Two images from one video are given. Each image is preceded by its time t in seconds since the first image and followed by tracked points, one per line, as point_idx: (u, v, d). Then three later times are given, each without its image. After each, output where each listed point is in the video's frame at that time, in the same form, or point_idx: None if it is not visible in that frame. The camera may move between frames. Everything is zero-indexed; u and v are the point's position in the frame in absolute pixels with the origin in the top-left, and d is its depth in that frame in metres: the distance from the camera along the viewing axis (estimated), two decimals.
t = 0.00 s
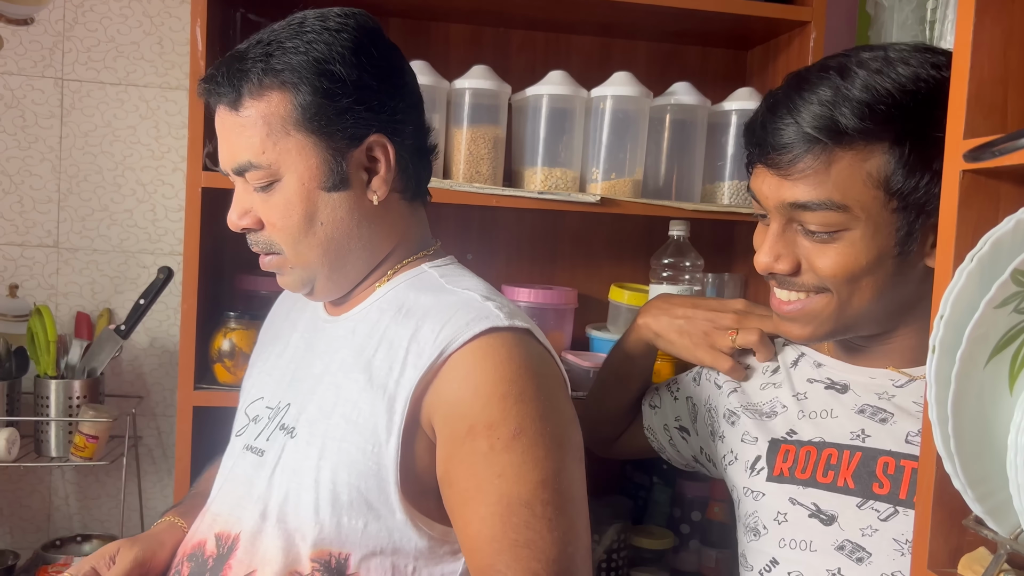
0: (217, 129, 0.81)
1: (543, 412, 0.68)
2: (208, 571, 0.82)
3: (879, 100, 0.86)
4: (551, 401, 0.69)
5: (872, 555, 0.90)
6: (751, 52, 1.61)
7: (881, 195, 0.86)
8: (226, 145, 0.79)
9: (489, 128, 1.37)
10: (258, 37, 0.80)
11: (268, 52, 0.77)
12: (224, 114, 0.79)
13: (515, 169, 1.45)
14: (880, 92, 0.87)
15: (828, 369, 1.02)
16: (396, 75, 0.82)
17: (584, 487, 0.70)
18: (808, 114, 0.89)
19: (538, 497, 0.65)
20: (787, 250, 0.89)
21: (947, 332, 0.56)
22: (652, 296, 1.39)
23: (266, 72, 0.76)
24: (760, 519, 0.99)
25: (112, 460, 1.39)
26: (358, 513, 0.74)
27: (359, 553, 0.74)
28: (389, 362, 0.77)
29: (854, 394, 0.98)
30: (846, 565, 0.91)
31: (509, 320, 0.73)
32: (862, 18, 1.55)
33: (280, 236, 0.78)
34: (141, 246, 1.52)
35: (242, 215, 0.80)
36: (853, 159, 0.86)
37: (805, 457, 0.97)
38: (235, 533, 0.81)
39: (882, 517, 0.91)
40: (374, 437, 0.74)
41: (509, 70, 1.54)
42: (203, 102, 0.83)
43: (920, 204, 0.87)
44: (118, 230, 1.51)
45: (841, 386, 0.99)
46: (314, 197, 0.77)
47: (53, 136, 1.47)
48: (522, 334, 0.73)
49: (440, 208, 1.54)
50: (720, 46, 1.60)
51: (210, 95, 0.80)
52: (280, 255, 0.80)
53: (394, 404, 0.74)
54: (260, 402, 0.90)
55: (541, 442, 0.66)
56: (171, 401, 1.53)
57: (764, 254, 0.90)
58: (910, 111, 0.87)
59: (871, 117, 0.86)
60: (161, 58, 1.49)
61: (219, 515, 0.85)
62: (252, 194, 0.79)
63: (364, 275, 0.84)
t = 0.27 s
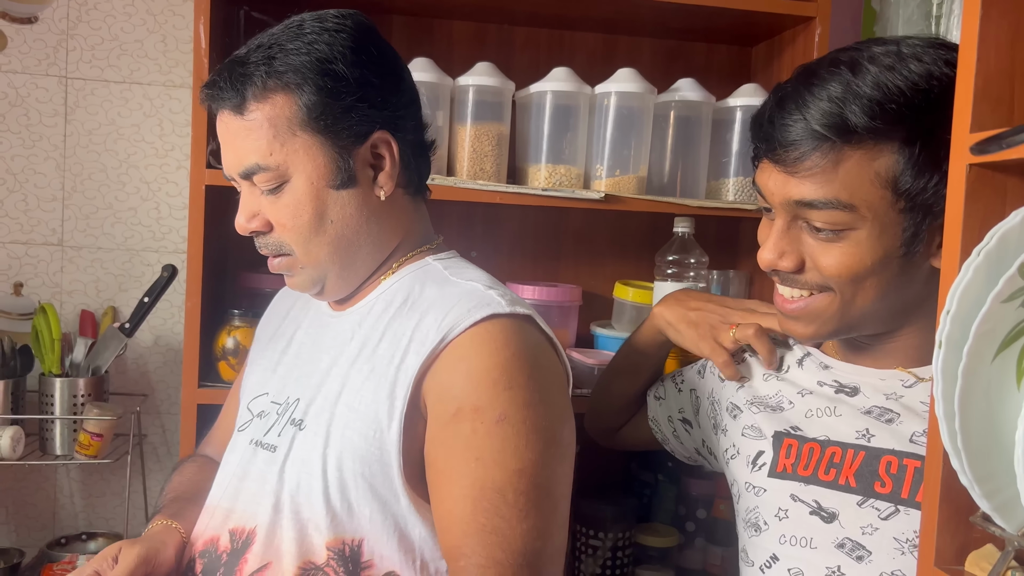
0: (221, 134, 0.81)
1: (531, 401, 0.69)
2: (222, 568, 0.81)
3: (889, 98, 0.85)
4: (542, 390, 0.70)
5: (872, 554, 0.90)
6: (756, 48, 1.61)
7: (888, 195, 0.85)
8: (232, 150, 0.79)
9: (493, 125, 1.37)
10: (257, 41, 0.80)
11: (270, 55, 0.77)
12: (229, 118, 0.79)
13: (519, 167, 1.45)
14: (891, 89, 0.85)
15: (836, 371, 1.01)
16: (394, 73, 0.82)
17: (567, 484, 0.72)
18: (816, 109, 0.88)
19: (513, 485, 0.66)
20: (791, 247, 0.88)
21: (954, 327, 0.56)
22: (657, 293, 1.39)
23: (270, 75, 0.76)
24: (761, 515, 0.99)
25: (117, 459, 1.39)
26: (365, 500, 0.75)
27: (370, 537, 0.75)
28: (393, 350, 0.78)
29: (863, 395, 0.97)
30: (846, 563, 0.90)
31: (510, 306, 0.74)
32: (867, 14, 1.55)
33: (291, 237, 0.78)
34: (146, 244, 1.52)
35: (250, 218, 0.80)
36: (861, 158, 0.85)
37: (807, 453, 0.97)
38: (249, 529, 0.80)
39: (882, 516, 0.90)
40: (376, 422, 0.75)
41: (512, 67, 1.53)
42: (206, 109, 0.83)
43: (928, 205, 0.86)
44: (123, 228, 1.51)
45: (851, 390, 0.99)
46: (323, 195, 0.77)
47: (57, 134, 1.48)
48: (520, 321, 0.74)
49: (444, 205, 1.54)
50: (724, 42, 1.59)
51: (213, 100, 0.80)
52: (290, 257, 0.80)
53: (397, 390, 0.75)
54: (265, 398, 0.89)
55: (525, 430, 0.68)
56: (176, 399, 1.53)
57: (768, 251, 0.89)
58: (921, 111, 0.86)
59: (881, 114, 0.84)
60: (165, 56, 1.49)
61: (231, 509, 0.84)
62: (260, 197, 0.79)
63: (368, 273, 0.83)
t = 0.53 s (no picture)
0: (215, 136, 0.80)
1: (543, 394, 0.69)
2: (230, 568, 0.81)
3: (899, 95, 0.84)
4: (552, 383, 0.71)
5: (879, 545, 0.89)
6: (763, 45, 1.60)
7: (898, 193, 0.85)
8: (227, 151, 0.79)
9: (498, 122, 1.37)
10: (252, 41, 0.80)
11: (266, 54, 0.77)
12: (224, 119, 0.78)
13: (525, 164, 1.45)
14: (901, 87, 0.85)
15: (835, 359, 1.01)
16: (390, 72, 0.83)
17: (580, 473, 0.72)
18: (825, 105, 0.88)
19: (530, 477, 0.67)
20: (800, 245, 0.88)
21: (962, 323, 0.55)
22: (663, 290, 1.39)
23: (267, 75, 0.76)
24: (769, 509, 0.99)
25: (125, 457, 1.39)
26: (377, 498, 0.75)
27: (382, 536, 0.74)
28: (402, 348, 0.78)
29: (860, 383, 0.97)
30: (853, 555, 0.90)
31: (517, 301, 0.74)
32: (875, 10, 1.54)
33: (292, 239, 0.78)
34: (153, 243, 1.52)
35: (249, 219, 0.80)
36: (870, 156, 0.85)
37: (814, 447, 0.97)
38: (254, 527, 0.81)
39: (890, 508, 0.90)
40: (389, 420, 0.75)
41: (519, 65, 1.53)
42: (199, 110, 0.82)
43: (937, 202, 0.86)
44: (130, 227, 1.51)
45: (849, 376, 0.98)
46: (323, 195, 0.77)
47: (65, 133, 1.48)
48: (528, 316, 0.74)
49: (450, 203, 1.54)
50: (731, 39, 1.59)
51: (206, 101, 0.80)
52: (292, 258, 0.80)
53: (409, 388, 0.75)
54: (267, 399, 0.89)
55: (538, 423, 0.68)
56: (183, 397, 1.53)
57: (776, 250, 0.89)
58: (931, 108, 0.85)
59: (890, 112, 0.84)
60: (172, 55, 1.49)
61: (235, 508, 0.84)
62: (258, 198, 0.79)
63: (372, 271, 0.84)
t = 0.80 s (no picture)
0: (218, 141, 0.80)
1: (561, 405, 0.70)
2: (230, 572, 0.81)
3: (902, 101, 0.84)
4: (569, 394, 0.71)
5: (886, 555, 0.89)
6: (767, 46, 1.60)
7: (903, 199, 0.84)
8: (230, 157, 0.78)
9: (502, 125, 1.37)
10: (255, 46, 0.79)
11: (270, 59, 0.77)
12: (226, 125, 0.78)
13: (529, 167, 1.44)
14: (904, 93, 0.85)
15: (852, 373, 1.00)
16: (394, 75, 0.83)
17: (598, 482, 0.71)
18: (829, 114, 0.87)
19: (558, 487, 0.66)
20: (806, 252, 0.88)
21: (964, 328, 0.55)
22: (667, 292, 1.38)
23: (271, 81, 0.76)
24: (775, 515, 0.98)
25: (128, 459, 1.40)
26: (384, 507, 0.74)
27: (387, 543, 0.74)
28: (409, 357, 0.78)
29: (879, 397, 0.97)
30: (859, 563, 0.90)
31: (527, 312, 0.75)
32: (880, 11, 1.53)
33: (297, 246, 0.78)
34: (157, 245, 1.52)
35: (252, 226, 0.80)
36: (875, 163, 0.84)
37: (823, 455, 0.96)
38: (255, 533, 0.81)
39: (897, 517, 0.89)
40: (398, 429, 0.75)
41: (522, 67, 1.53)
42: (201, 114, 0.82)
43: (943, 209, 0.85)
44: (134, 229, 1.51)
45: (865, 391, 0.98)
46: (328, 202, 0.77)
47: (69, 136, 1.48)
48: (537, 327, 0.75)
49: (454, 206, 1.54)
50: (735, 40, 1.59)
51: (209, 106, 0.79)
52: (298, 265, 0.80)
53: (418, 398, 0.75)
54: (268, 404, 0.89)
55: (560, 434, 0.68)
56: (187, 399, 1.54)
57: (782, 256, 0.89)
58: (934, 114, 0.85)
59: (894, 117, 0.84)
60: (176, 58, 1.50)
61: (237, 515, 0.84)
62: (263, 204, 0.79)
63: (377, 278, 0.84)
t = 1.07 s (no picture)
0: (232, 136, 0.79)
1: (577, 413, 0.70)
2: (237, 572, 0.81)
3: (910, 98, 0.84)
4: (585, 402, 0.71)
5: (893, 549, 0.88)
6: (774, 45, 1.60)
7: (910, 197, 0.84)
8: (243, 155, 0.78)
9: (509, 123, 1.37)
10: (271, 40, 0.78)
11: (287, 55, 0.76)
12: (240, 121, 0.78)
13: (536, 165, 1.44)
14: (910, 89, 0.84)
15: (854, 362, 1.00)
16: (412, 73, 0.83)
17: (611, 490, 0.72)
18: (835, 111, 0.87)
19: (571, 497, 0.67)
20: (813, 250, 0.88)
21: (976, 324, 0.55)
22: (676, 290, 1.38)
23: (288, 77, 0.75)
24: (783, 511, 0.98)
25: (135, 456, 1.40)
26: (396, 511, 0.74)
27: (398, 547, 0.74)
28: (423, 359, 0.78)
29: (879, 387, 0.96)
30: (866, 558, 0.89)
31: (545, 318, 0.75)
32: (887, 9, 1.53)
33: (309, 246, 0.79)
34: (164, 243, 1.53)
35: (264, 225, 0.80)
36: (882, 160, 0.84)
37: (828, 450, 0.96)
38: (263, 532, 0.81)
39: (905, 511, 0.89)
40: (413, 434, 0.75)
41: (529, 65, 1.53)
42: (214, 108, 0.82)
43: (950, 205, 0.85)
44: (141, 227, 1.52)
45: (867, 380, 0.98)
46: (343, 203, 0.77)
47: (77, 134, 1.49)
48: (555, 334, 0.75)
49: (460, 204, 1.54)
50: (742, 39, 1.58)
51: (223, 100, 0.79)
52: (311, 265, 0.81)
53: (433, 402, 0.75)
54: (274, 400, 0.90)
55: (576, 443, 0.68)
56: (194, 397, 1.54)
57: (789, 253, 0.89)
58: (941, 110, 0.84)
59: (902, 115, 0.83)
60: (183, 56, 1.50)
61: (245, 513, 0.84)
62: (276, 203, 0.79)
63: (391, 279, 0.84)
